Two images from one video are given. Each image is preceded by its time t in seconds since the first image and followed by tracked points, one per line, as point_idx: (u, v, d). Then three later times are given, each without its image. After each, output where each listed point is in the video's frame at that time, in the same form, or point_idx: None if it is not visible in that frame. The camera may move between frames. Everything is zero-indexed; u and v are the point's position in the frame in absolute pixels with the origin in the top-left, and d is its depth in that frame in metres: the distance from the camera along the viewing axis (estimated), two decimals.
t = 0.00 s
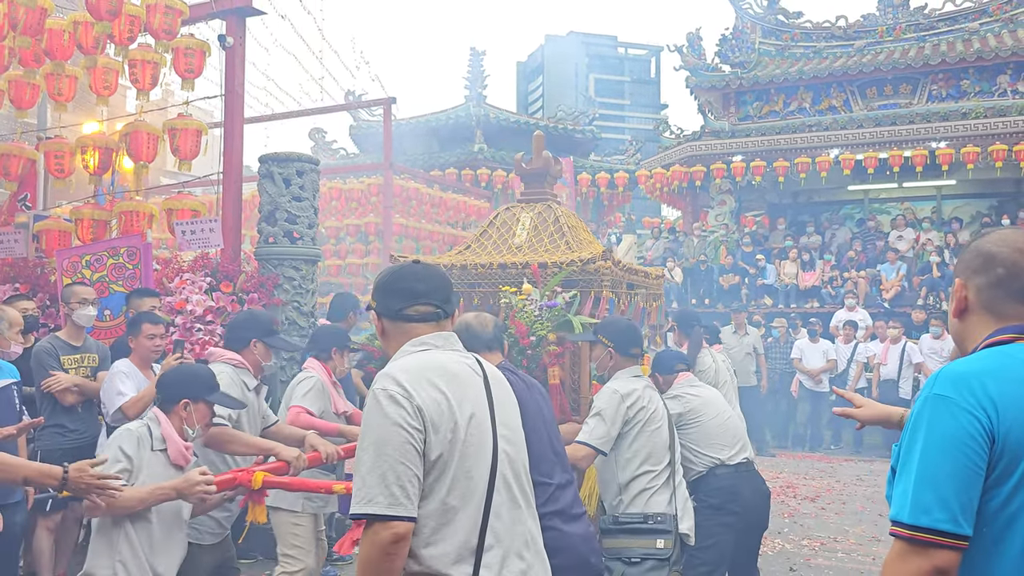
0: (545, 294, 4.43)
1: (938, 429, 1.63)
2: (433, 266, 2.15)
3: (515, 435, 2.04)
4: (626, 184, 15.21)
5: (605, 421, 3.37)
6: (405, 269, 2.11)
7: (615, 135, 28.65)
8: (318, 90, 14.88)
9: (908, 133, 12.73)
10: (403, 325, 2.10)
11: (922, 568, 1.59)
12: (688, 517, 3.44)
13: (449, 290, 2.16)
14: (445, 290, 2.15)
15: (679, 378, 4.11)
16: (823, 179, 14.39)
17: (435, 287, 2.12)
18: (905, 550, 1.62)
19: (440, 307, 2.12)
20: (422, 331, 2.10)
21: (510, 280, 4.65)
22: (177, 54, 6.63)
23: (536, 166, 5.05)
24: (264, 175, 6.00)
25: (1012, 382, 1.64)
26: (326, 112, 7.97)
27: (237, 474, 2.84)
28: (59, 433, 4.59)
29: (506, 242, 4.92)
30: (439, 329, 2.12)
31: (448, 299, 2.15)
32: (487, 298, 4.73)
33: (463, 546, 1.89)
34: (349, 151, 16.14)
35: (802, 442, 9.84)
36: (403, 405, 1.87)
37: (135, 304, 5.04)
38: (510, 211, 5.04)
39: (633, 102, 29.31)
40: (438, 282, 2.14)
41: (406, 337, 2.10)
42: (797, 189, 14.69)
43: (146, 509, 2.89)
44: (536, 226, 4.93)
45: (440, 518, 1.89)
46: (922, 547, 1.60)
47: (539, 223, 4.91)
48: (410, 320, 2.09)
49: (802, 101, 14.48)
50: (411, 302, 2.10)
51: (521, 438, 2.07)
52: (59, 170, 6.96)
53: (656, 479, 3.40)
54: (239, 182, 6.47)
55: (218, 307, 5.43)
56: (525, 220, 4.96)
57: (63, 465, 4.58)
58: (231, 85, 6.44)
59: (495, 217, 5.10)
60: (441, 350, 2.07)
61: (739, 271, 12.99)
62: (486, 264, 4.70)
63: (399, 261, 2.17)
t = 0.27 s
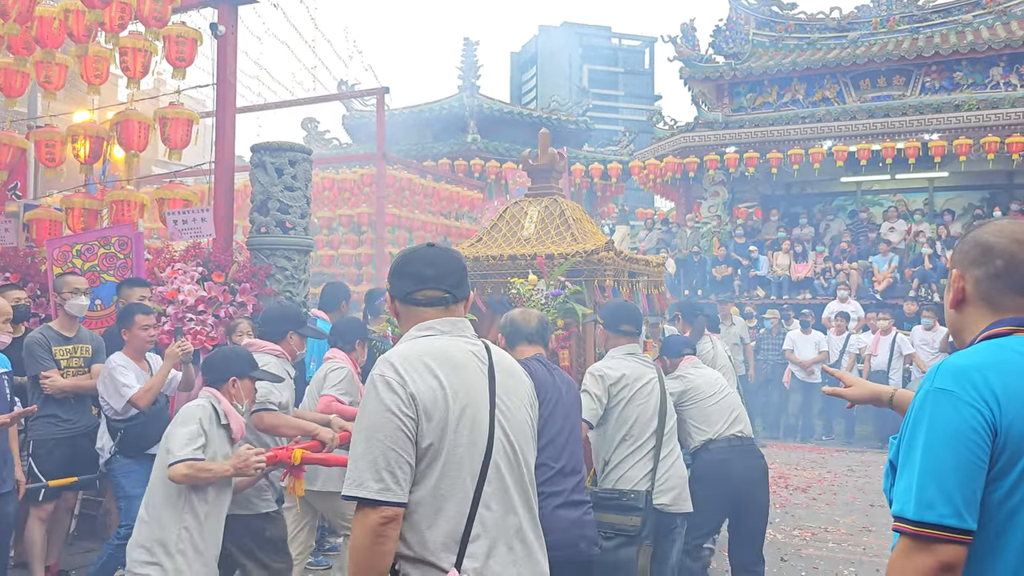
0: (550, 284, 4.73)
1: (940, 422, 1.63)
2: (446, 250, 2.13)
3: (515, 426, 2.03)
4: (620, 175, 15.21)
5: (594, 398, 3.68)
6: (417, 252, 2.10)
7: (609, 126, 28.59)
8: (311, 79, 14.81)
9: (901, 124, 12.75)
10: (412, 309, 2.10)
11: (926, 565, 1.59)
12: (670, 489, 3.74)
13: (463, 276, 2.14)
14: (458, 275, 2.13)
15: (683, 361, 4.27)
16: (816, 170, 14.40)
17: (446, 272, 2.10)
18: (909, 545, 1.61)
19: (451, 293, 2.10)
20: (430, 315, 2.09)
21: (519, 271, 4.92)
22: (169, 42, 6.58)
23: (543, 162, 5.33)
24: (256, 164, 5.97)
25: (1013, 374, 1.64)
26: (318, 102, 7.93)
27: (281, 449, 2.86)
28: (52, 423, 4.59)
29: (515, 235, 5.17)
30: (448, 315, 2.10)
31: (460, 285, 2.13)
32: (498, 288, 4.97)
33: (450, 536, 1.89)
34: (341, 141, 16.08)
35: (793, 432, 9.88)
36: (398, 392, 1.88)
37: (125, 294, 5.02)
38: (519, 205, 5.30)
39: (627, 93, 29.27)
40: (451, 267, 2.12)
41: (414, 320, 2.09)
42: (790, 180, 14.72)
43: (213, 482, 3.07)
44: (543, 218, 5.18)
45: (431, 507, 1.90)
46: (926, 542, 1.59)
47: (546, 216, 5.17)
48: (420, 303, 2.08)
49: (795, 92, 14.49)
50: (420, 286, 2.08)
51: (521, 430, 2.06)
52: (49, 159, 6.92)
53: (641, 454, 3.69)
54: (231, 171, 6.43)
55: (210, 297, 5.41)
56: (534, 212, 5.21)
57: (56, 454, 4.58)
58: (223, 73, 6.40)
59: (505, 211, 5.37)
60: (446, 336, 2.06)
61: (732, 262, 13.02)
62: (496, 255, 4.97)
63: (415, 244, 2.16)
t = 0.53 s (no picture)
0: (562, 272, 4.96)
1: (936, 409, 1.62)
2: (442, 230, 2.10)
3: (497, 415, 2.00)
4: (614, 163, 15.20)
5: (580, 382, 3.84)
6: (411, 232, 2.08)
7: (604, 114, 28.51)
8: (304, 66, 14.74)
9: (895, 114, 12.75)
10: (405, 289, 2.09)
11: (921, 551, 1.59)
12: (644, 474, 3.78)
13: (458, 258, 2.11)
14: (452, 257, 2.10)
15: (681, 342, 4.50)
16: (810, 159, 14.41)
17: (440, 253, 2.08)
18: (905, 531, 1.61)
19: (444, 275, 2.08)
20: (421, 297, 2.08)
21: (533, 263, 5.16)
22: (160, 26, 6.52)
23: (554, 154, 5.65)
24: (248, 150, 5.93)
25: (1009, 362, 1.64)
26: (311, 87, 7.88)
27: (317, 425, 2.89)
28: (45, 407, 4.57)
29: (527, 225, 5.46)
30: (439, 297, 2.08)
31: (454, 267, 2.10)
32: (511, 278, 5.22)
33: (419, 524, 1.89)
34: (335, 128, 16.04)
35: (787, 420, 9.93)
36: (370, 376, 1.88)
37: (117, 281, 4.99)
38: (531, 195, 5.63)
39: (622, 81, 29.20)
40: (446, 249, 2.09)
41: (406, 301, 2.09)
42: (784, 169, 14.72)
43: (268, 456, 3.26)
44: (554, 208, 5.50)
45: (403, 493, 1.90)
46: (922, 528, 1.59)
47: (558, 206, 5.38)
48: (413, 284, 2.07)
49: (790, 81, 14.47)
50: (414, 266, 2.07)
51: (505, 418, 2.02)
52: (41, 144, 6.89)
53: (616, 436, 3.83)
54: (223, 157, 6.39)
55: (202, 283, 5.38)
56: (545, 203, 5.45)
57: (49, 438, 4.58)
58: (215, 58, 6.35)
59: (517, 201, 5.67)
60: (432, 319, 2.04)
61: (725, 251, 13.05)
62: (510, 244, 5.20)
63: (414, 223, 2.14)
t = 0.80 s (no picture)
0: (573, 264, 5.46)
1: (931, 395, 1.63)
2: (432, 213, 2.10)
3: (475, 406, 1.99)
4: (611, 151, 15.19)
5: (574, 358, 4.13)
6: (398, 215, 2.09)
7: (601, 102, 28.41)
8: (300, 51, 14.67)
9: (892, 103, 12.75)
10: (393, 272, 2.10)
11: (911, 536, 1.59)
12: (629, 443, 4.02)
13: (446, 242, 2.11)
14: (440, 241, 2.10)
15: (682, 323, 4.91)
16: (806, 147, 14.41)
17: (428, 238, 2.08)
18: (895, 516, 1.61)
19: (432, 258, 2.09)
20: (407, 281, 2.08)
21: (545, 253, 5.65)
22: (156, 11, 6.47)
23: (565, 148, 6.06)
24: (244, 137, 5.89)
25: (1004, 350, 1.65)
26: (307, 74, 7.84)
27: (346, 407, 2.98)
28: (40, 396, 4.57)
29: (542, 217, 5.91)
30: (424, 282, 2.07)
31: (441, 251, 2.11)
32: (528, 268, 5.74)
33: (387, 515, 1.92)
34: (332, 114, 15.99)
35: (781, 409, 9.94)
36: (342, 367, 1.90)
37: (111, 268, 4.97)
38: (545, 187, 6.03)
39: (619, 68, 29.09)
40: (435, 234, 2.10)
41: (393, 285, 2.09)
42: (780, 158, 14.73)
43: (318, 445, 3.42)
44: (567, 200, 5.92)
45: (375, 482, 1.92)
46: (911, 514, 1.59)
47: (569, 199, 5.87)
48: (401, 268, 2.08)
49: (787, 69, 14.45)
50: (402, 250, 2.08)
51: (486, 409, 2.01)
52: (34, 129, 6.84)
53: (603, 409, 4.09)
54: (218, 143, 6.35)
55: (198, 270, 5.37)
56: (558, 196, 5.93)
57: (45, 427, 4.57)
58: (210, 43, 6.31)
59: (532, 193, 6.08)
60: (413, 307, 2.04)
61: (721, 240, 13.08)
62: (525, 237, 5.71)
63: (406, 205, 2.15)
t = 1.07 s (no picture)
0: (589, 253, 5.89)
1: (923, 386, 1.63)
2: (427, 201, 2.10)
3: (461, 400, 1.99)
4: (610, 141, 15.19)
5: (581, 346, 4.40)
6: (392, 203, 2.08)
7: (599, 92, 28.31)
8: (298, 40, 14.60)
9: (891, 94, 12.73)
10: (387, 262, 2.10)
11: (901, 525, 1.60)
12: (632, 423, 4.27)
13: (439, 233, 2.11)
14: (433, 231, 2.10)
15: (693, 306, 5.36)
16: (805, 139, 14.38)
17: (421, 227, 2.08)
18: (887, 506, 1.62)
19: (426, 248, 2.09)
20: (400, 271, 2.08)
21: (562, 243, 6.07)
22: None
23: (579, 144, 6.49)
24: (241, 126, 5.87)
25: (996, 341, 1.65)
26: (305, 63, 7.80)
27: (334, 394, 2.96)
28: (35, 386, 4.56)
29: (557, 209, 6.32)
30: (416, 273, 2.08)
31: (435, 241, 2.10)
32: (545, 257, 6.18)
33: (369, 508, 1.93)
34: (330, 104, 15.95)
35: (778, 400, 9.96)
36: (326, 361, 1.91)
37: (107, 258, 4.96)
38: (561, 182, 6.45)
39: (617, 59, 28.97)
40: (427, 223, 2.09)
41: (386, 275, 2.09)
42: (779, 150, 14.71)
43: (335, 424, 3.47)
44: (581, 193, 6.31)
45: (357, 476, 1.93)
46: (902, 503, 1.60)
47: (584, 193, 6.27)
48: (394, 258, 2.08)
49: (786, 60, 14.41)
50: (396, 239, 2.08)
51: (473, 404, 2.01)
52: (31, 117, 6.82)
53: (604, 394, 4.32)
54: (216, 132, 6.33)
55: (195, 260, 5.36)
56: (572, 190, 6.33)
57: (40, 417, 4.57)
58: (207, 32, 6.28)
59: (548, 187, 6.49)
60: (403, 300, 2.04)
61: (719, 231, 13.08)
62: (542, 227, 6.15)
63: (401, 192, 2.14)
